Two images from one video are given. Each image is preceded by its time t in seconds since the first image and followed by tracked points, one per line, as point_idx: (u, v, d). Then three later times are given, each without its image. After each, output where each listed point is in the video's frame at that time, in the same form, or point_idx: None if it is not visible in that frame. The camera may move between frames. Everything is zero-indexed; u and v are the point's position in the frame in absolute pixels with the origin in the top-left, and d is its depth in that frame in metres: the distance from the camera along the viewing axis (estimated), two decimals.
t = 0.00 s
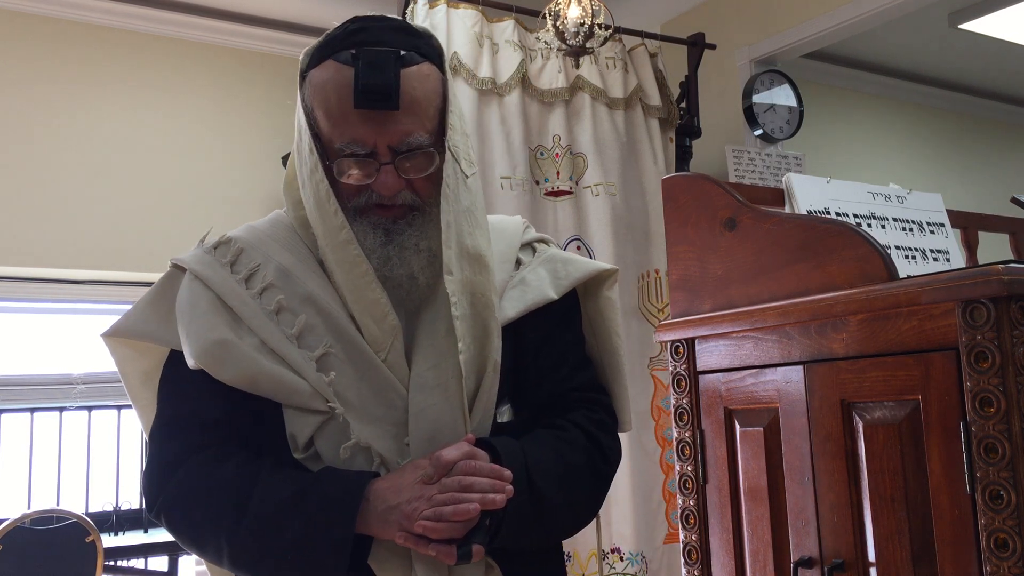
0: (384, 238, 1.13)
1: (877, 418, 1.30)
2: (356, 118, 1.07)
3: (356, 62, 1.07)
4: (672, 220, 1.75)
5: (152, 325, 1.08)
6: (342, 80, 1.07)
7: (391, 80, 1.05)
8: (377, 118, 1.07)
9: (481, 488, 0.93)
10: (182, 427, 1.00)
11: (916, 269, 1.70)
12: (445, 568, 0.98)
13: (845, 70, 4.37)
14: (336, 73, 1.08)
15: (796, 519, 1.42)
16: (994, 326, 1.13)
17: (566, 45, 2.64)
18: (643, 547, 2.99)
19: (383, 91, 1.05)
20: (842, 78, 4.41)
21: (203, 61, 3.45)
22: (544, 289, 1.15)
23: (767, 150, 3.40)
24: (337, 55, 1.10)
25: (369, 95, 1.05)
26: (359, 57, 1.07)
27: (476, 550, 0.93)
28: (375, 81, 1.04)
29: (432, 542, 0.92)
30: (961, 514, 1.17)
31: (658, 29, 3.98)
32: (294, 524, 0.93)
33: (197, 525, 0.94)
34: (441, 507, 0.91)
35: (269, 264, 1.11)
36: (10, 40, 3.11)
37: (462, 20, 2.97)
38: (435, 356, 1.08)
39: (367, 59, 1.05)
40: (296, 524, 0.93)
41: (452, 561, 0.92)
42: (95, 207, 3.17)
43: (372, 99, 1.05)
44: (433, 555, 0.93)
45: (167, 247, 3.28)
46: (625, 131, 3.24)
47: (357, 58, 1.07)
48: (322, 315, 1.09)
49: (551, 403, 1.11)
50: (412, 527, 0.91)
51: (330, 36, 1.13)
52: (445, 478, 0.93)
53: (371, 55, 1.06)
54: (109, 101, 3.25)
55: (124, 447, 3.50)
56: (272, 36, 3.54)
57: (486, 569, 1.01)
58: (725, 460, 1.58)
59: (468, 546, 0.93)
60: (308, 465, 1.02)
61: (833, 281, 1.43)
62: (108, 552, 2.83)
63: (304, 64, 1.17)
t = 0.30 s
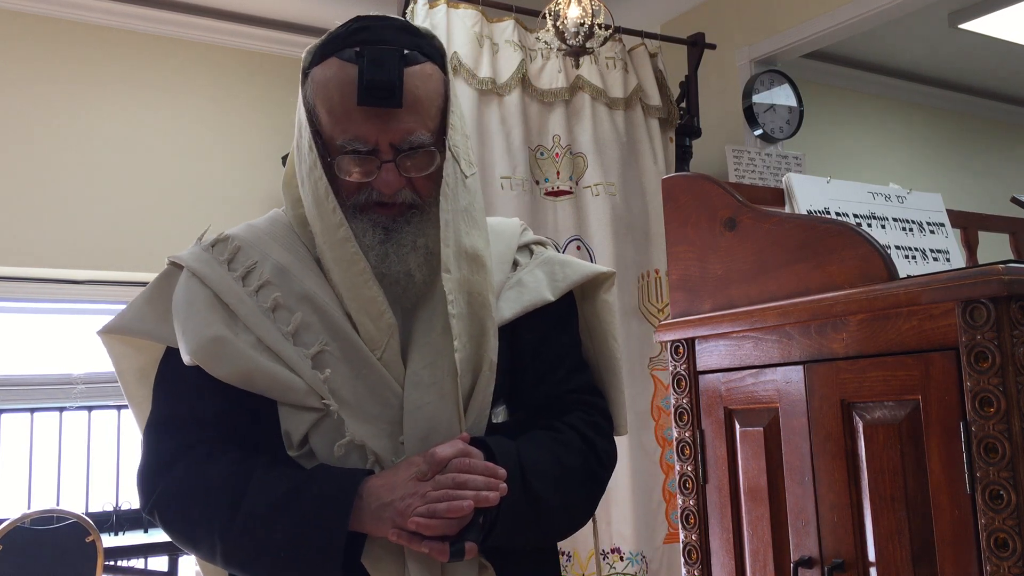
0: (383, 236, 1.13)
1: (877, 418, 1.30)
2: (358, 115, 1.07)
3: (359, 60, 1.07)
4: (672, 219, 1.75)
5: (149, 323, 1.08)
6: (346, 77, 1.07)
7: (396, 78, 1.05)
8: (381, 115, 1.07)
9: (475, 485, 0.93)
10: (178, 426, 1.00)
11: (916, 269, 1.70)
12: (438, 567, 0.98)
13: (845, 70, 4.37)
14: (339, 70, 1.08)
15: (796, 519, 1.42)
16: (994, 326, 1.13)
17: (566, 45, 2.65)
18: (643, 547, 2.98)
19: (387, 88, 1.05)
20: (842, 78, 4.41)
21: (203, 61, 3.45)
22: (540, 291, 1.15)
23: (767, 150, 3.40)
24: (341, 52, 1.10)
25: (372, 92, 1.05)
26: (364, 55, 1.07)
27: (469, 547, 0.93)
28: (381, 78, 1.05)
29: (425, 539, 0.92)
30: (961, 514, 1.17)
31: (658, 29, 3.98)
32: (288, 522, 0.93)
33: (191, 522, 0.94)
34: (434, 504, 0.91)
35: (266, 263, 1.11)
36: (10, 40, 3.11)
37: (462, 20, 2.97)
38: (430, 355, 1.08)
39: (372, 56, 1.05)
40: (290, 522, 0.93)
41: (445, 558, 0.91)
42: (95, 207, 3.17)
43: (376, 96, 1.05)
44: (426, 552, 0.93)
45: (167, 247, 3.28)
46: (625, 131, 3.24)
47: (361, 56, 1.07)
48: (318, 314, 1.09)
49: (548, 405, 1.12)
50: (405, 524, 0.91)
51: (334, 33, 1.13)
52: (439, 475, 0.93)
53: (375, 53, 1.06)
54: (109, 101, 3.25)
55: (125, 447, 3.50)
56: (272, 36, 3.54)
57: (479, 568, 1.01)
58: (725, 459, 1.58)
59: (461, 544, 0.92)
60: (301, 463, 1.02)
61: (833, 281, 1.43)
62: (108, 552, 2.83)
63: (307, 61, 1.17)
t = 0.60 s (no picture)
0: (382, 234, 1.12)
1: (877, 418, 1.30)
2: (358, 110, 1.07)
3: (359, 56, 1.07)
4: (672, 219, 1.75)
5: (146, 322, 1.08)
6: (346, 74, 1.07)
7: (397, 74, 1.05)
8: (381, 111, 1.06)
9: (474, 485, 0.93)
10: (175, 424, 1.01)
11: (916, 269, 1.70)
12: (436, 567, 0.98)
13: (845, 70, 4.36)
14: (339, 67, 1.08)
15: (796, 519, 1.42)
16: (994, 326, 1.12)
17: (566, 45, 2.64)
18: (643, 547, 2.98)
19: (388, 84, 1.05)
20: (842, 79, 4.41)
21: (203, 61, 3.45)
22: (538, 291, 1.15)
23: (767, 150, 3.40)
24: (341, 49, 1.10)
25: (373, 88, 1.05)
26: (364, 51, 1.07)
27: (469, 547, 0.92)
28: (381, 74, 1.05)
29: (424, 539, 0.92)
30: (961, 514, 1.17)
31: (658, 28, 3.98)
32: (283, 521, 0.93)
33: (185, 520, 0.94)
34: (433, 504, 0.91)
35: (264, 261, 1.11)
36: (10, 40, 3.10)
37: (462, 20, 2.96)
38: (429, 353, 1.08)
39: (372, 52, 1.05)
40: (285, 520, 0.93)
41: (444, 558, 0.91)
42: (94, 207, 3.17)
43: (376, 91, 1.05)
44: (425, 552, 0.93)
45: (167, 247, 3.28)
46: (625, 131, 3.24)
47: (361, 53, 1.08)
48: (316, 312, 1.09)
49: (545, 405, 1.11)
50: (403, 524, 0.91)
51: (335, 30, 1.13)
52: (437, 474, 0.93)
53: (375, 50, 1.06)
54: (108, 101, 3.25)
55: (125, 447, 3.50)
56: (272, 36, 3.54)
57: (476, 568, 1.01)
58: (725, 459, 1.58)
59: (461, 544, 0.92)
60: (299, 462, 1.02)
61: (833, 281, 1.42)
62: (108, 552, 2.83)
63: (307, 59, 1.17)
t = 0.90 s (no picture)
0: (375, 229, 1.11)
1: (877, 418, 1.30)
2: (350, 105, 1.07)
3: (351, 51, 1.07)
4: (672, 220, 1.75)
5: (142, 322, 1.08)
6: (338, 69, 1.07)
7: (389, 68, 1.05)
8: (373, 106, 1.06)
9: (463, 477, 0.93)
10: (169, 421, 1.01)
11: (916, 269, 1.70)
12: (427, 563, 0.98)
13: (845, 70, 4.36)
14: (332, 64, 1.08)
15: (796, 519, 1.42)
16: (994, 326, 1.12)
17: (566, 45, 2.64)
18: (643, 547, 2.98)
19: (379, 78, 1.05)
20: (842, 79, 4.41)
21: (203, 61, 3.45)
22: (534, 291, 1.15)
23: (767, 150, 3.40)
24: (334, 46, 1.10)
25: (364, 82, 1.05)
26: (355, 46, 1.07)
27: (457, 540, 0.92)
28: (371, 67, 1.05)
29: (413, 532, 0.92)
30: (961, 514, 1.17)
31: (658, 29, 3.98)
32: (273, 515, 0.92)
33: (178, 517, 0.94)
34: (422, 496, 0.91)
35: (258, 258, 1.11)
36: (9, 40, 3.10)
37: (462, 20, 2.97)
38: (420, 348, 1.08)
39: (363, 47, 1.05)
40: (274, 514, 0.92)
41: (433, 550, 0.91)
42: (94, 207, 3.17)
43: (367, 85, 1.05)
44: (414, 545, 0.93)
45: (167, 247, 3.28)
46: (625, 131, 3.24)
47: (353, 48, 1.07)
48: (309, 308, 1.09)
49: (541, 404, 1.11)
50: (392, 517, 0.91)
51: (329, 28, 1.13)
52: (426, 466, 0.93)
53: (367, 44, 1.06)
54: (108, 101, 3.25)
55: (125, 447, 3.50)
56: (272, 36, 3.54)
57: (469, 567, 1.01)
58: (725, 459, 1.58)
59: (449, 536, 0.92)
60: (290, 457, 1.03)
61: (833, 281, 1.42)
62: (108, 552, 2.83)
63: (302, 58, 1.17)
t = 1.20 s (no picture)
0: (368, 226, 1.12)
1: (877, 418, 1.30)
2: (342, 102, 1.07)
3: (343, 49, 1.08)
4: (672, 220, 1.75)
5: (139, 323, 1.08)
6: (330, 68, 1.08)
7: (380, 65, 1.05)
8: (364, 103, 1.07)
9: (449, 475, 0.93)
10: (165, 422, 1.02)
11: (915, 269, 1.70)
12: (416, 564, 0.98)
13: (845, 70, 4.36)
14: (325, 62, 1.09)
15: (796, 519, 1.42)
16: (994, 326, 1.13)
17: (566, 45, 2.65)
18: (643, 547, 2.98)
19: (370, 74, 1.05)
20: (841, 78, 4.41)
21: (203, 61, 3.45)
22: (533, 289, 1.15)
23: (767, 150, 3.40)
24: (327, 45, 1.11)
25: (355, 79, 1.05)
26: (347, 44, 1.08)
27: (444, 538, 0.92)
28: (362, 64, 1.05)
29: (399, 531, 0.92)
30: (962, 513, 1.17)
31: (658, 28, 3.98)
32: (263, 512, 0.93)
33: (171, 517, 0.94)
34: (406, 495, 0.91)
35: (254, 258, 1.11)
36: (9, 40, 3.10)
37: (462, 20, 2.97)
38: (412, 347, 1.08)
39: (354, 44, 1.06)
40: (264, 512, 0.93)
41: (418, 549, 0.91)
42: (94, 207, 3.17)
43: (358, 82, 1.05)
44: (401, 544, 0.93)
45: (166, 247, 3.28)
46: (625, 131, 3.24)
47: (344, 46, 1.08)
48: (303, 306, 1.09)
49: (540, 403, 1.11)
50: (378, 515, 0.91)
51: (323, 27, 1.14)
52: (413, 465, 0.93)
53: (358, 42, 1.07)
54: (108, 101, 3.25)
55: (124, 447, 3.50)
56: (271, 36, 3.54)
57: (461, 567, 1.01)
58: (725, 459, 1.58)
59: (435, 534, 0.92)
60: (283, 456, 1.02)
61: (833, 281, 1.42)
62: (108, 552, 2.83)
63: (298, 59, 1.18)
